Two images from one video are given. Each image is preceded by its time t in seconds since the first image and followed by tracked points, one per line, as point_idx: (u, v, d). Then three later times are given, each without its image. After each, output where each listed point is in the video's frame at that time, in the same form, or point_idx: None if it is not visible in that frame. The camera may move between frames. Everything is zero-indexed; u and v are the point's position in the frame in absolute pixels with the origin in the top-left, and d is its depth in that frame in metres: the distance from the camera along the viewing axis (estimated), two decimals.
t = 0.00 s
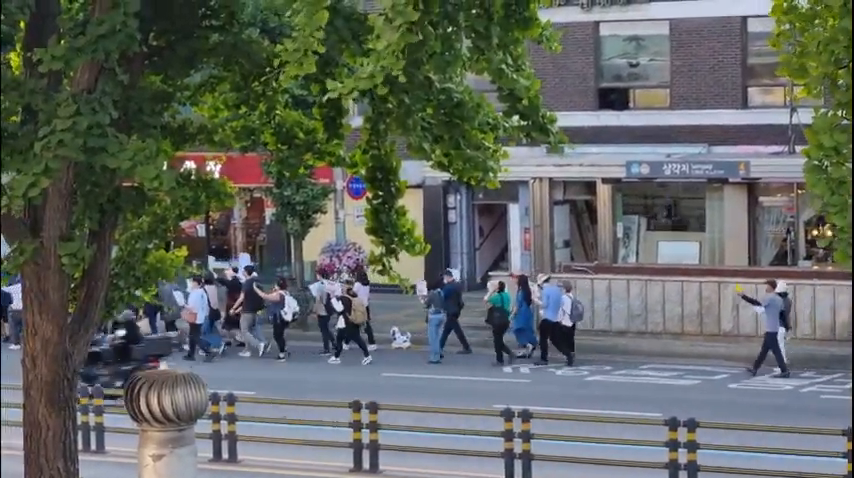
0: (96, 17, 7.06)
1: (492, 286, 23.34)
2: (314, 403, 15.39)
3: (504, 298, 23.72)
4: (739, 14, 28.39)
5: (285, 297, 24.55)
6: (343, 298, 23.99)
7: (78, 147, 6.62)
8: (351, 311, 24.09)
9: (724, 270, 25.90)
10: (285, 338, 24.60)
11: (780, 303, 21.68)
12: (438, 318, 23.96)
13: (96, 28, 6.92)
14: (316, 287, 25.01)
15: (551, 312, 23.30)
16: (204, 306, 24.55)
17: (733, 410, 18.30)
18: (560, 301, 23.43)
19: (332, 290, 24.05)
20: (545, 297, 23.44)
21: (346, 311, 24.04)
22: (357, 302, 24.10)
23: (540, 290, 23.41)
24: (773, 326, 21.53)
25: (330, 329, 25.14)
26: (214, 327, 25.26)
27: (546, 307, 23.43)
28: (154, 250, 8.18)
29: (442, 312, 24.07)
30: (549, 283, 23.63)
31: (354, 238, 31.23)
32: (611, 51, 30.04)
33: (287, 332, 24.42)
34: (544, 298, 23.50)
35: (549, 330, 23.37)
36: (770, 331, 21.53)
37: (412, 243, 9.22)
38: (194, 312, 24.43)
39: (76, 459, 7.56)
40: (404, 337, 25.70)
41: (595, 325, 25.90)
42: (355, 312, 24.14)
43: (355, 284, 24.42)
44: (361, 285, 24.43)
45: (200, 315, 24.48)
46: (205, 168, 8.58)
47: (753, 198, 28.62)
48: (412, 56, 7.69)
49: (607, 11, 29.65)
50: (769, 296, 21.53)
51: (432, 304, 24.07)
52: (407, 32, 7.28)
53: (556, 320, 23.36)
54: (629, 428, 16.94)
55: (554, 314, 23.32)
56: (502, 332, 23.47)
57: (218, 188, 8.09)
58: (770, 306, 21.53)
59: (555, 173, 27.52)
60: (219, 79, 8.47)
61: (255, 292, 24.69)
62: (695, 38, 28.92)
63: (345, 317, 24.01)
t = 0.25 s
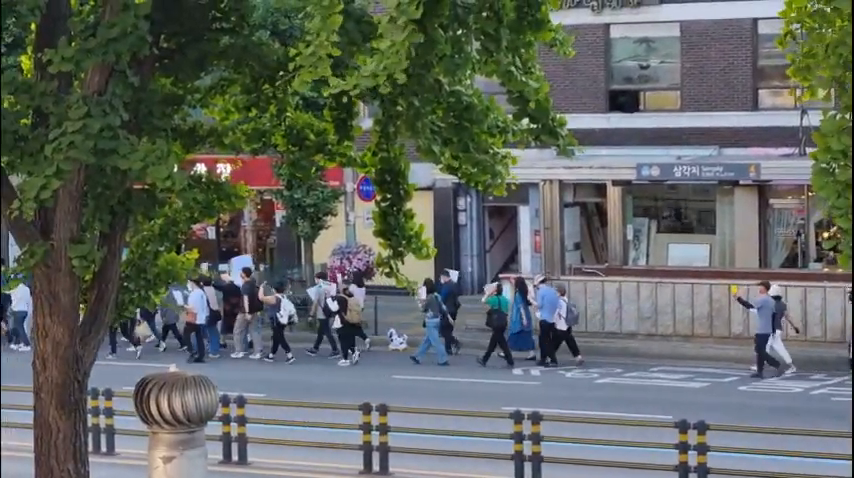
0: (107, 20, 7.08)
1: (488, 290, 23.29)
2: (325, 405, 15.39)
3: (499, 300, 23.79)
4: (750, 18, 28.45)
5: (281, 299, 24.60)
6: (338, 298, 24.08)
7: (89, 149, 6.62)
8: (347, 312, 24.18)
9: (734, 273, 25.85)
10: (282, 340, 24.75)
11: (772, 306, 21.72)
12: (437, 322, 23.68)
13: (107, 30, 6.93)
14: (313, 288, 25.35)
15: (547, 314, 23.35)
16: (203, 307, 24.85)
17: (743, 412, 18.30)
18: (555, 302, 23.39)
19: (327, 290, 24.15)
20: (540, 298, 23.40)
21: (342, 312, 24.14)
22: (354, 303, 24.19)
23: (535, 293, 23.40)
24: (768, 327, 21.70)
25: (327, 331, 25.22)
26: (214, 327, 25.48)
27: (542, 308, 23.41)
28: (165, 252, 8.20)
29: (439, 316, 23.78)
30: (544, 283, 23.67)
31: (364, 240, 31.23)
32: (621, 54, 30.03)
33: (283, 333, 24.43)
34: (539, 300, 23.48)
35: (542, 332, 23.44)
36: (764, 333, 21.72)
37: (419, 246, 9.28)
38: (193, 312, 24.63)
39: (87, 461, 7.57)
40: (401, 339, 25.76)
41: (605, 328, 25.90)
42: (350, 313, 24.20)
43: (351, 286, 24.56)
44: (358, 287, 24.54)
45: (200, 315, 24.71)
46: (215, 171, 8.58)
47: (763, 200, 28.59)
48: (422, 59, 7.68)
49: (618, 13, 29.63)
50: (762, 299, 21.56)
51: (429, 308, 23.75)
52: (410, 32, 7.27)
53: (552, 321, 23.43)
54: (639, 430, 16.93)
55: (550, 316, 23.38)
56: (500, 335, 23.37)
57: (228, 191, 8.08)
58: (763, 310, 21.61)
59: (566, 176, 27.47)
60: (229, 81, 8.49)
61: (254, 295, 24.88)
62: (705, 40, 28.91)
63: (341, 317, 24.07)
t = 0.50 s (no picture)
0: (113, 21, 7.09)
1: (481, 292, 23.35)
2: (331, 407, 15.39)
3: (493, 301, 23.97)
4: (755, 19, 28.39)
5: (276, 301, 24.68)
6: (331, 300, 24.14)
7: (94, 151, 6.62)
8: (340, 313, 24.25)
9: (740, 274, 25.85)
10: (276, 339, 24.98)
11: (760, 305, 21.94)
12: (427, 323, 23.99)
13: (112, 31, 6.94)
14: (307, 290, 25.65)
15: (540, 316, 23.41)
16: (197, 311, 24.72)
17: (750, 414, 18.29)
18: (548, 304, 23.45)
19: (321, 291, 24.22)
20: (532, 300, 23.43)
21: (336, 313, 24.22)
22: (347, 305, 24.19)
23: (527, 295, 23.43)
24: (758, 329, 21.76)
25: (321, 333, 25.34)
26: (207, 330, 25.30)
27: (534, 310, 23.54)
28: (171, 255, 8.19)
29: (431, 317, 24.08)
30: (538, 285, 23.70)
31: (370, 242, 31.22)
32: (627, 55, 30.02)
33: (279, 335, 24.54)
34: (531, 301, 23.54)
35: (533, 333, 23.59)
36: (752, 335, 21.76)
37: (424, 246, 9.26)
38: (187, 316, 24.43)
39: (93, 463, 7.57)
40: (396, 341, 25.87)
41: (611, 330, 25.91)
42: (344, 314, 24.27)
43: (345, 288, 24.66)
44: (351, 289, 24.63)
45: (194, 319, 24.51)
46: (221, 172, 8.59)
47: (769, 202, 28.57)
48: (425, 61, 7.74)
49: (623, 15, 29.62)
50: (754, 299, 21.73)
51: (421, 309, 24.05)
52: (409, 32, 7.29)
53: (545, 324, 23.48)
54: (646, 432, 16.91)
55: (543, 318, 23.44)
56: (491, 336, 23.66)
57: (234, 193, 8.08)
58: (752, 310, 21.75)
59: (571, 177, 27.44)
60: (234, 82, 8.50)
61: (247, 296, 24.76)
62: (710, 42, 28.90)
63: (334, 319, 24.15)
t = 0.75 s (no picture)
0: (116, 23, 7.06)
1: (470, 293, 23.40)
2: (334, 407, 15.39)
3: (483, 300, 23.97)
4: (759, 19, 28.35)
5: (268, 301, 24.72)
6: (322, 299, 24.70)
7: (98, 152, 6.61)
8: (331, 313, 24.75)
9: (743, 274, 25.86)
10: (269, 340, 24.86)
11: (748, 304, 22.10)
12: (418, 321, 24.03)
13: (117, 32, 6.94)
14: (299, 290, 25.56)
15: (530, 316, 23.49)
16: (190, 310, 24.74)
17: (753, 414, 18.29)
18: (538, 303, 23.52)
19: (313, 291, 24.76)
20: (523, 300, 23.53)
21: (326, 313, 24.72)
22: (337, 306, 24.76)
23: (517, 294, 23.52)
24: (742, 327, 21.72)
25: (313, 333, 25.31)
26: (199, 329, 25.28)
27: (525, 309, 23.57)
28: (175, 255, 8.21)
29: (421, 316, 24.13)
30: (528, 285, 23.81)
31: (375, 242, 31.24)
32: (630, 55, 30.03)
33: (270, 336, 24.56)
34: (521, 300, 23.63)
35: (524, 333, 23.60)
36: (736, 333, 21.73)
37: (428, 244, 9.21)
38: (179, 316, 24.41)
39: (97, 463, 7.56)
40: (390, 341, 25.92)
41: (615, 330, 25.96)
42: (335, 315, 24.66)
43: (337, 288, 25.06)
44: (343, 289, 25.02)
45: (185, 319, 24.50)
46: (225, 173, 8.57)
47: (773, 201, 28.57)
48: (429, 60, 7.87)
49: (627, 14, 29.62)
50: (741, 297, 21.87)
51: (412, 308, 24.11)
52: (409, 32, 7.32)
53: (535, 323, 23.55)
54: (649, 431, 16.92)
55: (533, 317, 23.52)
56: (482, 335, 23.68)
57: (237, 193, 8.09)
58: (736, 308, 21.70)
59: (575, 177, 27.43)
60: (238, 83, 8.54)
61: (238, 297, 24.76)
62: (714, 42, 28.90)
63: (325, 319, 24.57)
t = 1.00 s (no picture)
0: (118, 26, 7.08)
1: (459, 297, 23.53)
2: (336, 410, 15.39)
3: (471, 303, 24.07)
4: (760, 21, 28.44)
5: (256, 302, 24.97)
6: (314, 301, 24.72)
7: (100, 155, 6.61)
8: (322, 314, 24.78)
9: (745, 276, 25.83)
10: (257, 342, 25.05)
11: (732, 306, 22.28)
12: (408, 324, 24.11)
13: (119, 36, 6.95)
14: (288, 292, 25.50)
15: (517, 318, 23.74)
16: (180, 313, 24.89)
17: (756, 417, 18.28)
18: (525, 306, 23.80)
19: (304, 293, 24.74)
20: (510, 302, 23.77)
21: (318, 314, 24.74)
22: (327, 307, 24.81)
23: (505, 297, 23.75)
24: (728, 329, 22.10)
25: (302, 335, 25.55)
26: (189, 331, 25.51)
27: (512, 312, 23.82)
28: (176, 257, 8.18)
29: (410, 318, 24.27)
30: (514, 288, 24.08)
31: (376, 245, 31.25)
32: (632, 58, 30.03)
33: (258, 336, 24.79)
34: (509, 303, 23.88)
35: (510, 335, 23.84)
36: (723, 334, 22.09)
37: (431, 246, 9.07)
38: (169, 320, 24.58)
39: (99, 464, 7.59)
40: (379, 344, 26.12)
41: (617, 332, 25.97)
42: (326, 314, 24.86)
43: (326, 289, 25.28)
44: (332, 290, 25.25)
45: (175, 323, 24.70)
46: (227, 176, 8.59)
47: (775, 204, 28.56)
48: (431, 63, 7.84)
49: (629, 17, 29.62)
50: (724, 299, 22.06)
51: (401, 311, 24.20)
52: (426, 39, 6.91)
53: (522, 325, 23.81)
54: (651, 434, 16.92)
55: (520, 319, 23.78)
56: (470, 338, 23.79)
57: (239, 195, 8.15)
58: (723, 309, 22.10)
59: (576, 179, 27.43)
60: (240, 85, 8.67)
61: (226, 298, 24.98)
62: (716, 44, 28.90)
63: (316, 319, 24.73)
